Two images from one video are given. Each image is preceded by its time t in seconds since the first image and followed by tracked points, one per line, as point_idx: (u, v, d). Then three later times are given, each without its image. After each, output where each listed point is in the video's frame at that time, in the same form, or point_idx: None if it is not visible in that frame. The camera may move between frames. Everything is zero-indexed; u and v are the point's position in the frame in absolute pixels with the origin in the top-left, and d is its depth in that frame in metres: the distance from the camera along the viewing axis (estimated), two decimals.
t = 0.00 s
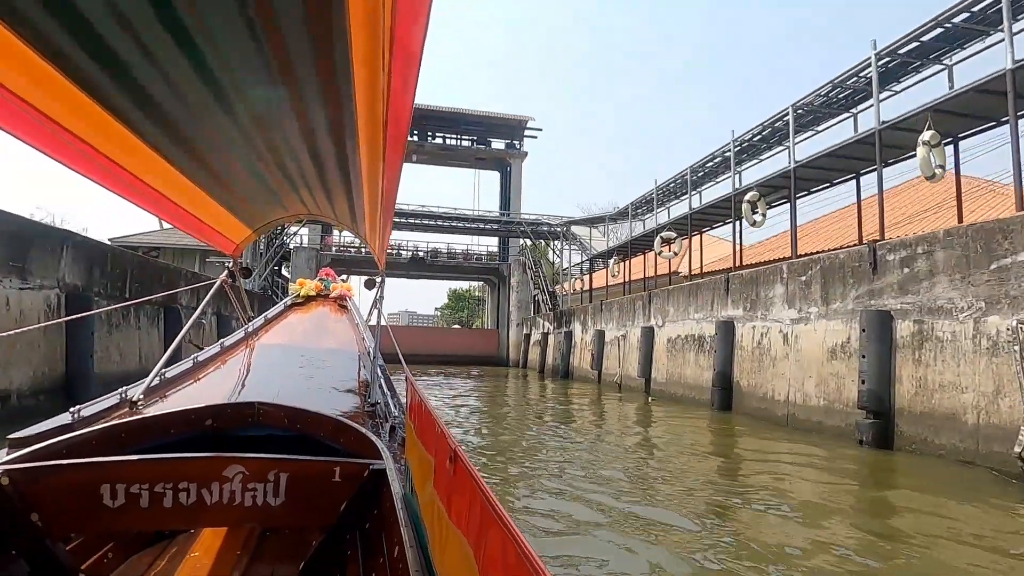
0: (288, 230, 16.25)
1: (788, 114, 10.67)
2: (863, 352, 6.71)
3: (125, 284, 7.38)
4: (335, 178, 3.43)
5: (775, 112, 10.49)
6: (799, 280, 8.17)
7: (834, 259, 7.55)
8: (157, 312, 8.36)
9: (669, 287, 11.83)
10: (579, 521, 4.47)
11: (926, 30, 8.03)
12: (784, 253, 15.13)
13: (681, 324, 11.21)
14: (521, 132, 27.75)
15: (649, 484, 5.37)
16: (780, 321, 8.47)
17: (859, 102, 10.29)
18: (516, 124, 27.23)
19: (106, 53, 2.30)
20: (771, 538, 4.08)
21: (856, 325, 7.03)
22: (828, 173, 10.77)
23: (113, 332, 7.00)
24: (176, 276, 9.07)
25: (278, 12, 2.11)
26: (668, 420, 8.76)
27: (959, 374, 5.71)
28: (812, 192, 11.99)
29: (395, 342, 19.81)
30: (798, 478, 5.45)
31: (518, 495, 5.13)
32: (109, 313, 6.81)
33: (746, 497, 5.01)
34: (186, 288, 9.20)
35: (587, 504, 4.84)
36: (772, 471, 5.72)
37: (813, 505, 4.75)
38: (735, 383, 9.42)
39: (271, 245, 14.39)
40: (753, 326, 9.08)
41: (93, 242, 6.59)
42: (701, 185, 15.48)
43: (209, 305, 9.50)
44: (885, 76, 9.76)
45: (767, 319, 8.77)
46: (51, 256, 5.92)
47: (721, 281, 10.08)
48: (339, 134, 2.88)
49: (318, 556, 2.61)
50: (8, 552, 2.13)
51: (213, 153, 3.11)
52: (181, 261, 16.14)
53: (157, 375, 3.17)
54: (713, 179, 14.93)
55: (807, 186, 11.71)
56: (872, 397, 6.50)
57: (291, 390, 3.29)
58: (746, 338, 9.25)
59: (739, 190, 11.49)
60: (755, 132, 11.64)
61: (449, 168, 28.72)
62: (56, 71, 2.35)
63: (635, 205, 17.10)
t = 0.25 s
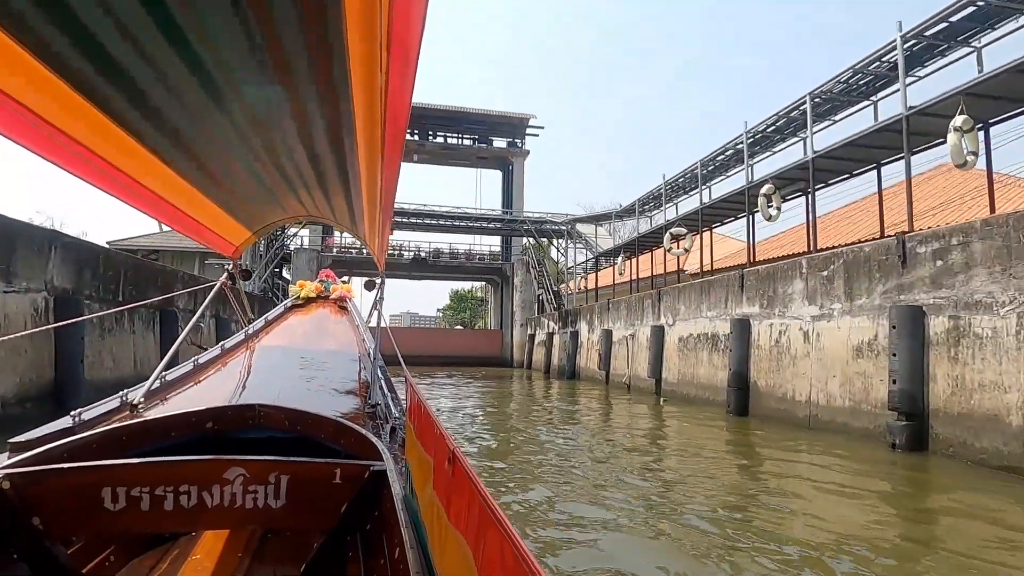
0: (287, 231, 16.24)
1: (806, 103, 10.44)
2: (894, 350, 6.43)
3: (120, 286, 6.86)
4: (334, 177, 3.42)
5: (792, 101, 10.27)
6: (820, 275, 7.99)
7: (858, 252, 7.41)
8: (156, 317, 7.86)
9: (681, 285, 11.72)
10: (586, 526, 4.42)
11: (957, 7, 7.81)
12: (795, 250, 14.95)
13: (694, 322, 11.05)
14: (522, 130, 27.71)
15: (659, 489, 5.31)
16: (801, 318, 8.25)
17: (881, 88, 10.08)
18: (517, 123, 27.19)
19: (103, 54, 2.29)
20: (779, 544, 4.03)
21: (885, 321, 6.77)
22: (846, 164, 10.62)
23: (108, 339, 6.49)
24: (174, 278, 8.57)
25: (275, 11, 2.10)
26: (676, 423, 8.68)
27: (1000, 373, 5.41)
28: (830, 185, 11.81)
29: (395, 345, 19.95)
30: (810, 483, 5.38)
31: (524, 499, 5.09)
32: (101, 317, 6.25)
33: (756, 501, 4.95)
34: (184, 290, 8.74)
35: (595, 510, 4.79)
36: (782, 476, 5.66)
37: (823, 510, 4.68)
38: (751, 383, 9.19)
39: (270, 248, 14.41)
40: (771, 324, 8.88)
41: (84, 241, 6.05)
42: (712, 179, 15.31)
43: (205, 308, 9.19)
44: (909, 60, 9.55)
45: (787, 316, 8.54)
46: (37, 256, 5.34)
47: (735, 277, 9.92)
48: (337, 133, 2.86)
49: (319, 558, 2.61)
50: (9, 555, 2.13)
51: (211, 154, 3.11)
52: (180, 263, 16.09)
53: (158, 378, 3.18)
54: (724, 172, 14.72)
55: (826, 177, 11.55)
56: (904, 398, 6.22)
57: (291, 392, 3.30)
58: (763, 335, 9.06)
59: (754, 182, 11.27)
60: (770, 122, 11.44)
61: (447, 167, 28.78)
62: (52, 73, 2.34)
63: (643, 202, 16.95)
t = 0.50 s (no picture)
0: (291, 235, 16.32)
1: (828, 90, 10.09)
2: (932, 349, 5.94)
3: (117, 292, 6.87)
4: (335, 179, 3.43)
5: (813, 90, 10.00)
6: (846, 270, 7.59)
7: (888, 246, 6.95)
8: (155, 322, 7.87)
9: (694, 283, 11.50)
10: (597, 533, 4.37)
11: None
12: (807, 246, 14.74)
13: (709, 322, 10.79)
14: (527, 130, 27.67)
15: (670, 496, 5.24)
16: (826, 316, 7.83)
17: (905, 76, 9.87)
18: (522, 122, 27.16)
19: (102, 58, 2.31)
20: (786, 550, 3.98)
21: (922, 317, 6.33)
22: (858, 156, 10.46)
23: (104, 345, 6.49)
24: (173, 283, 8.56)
25: (275, 13, 2.09)
26: (686, 425, 8.60)
27: None
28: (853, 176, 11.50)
29: (395, 347, 20.22)
30: (826, 488, 5.30)
31: (532, 504, 5.06)
32: (95, 323, 6.28)
33: (767, 507, 4.88)
34: (184, 295, 8.73)
35: (604, 517, 4.74)
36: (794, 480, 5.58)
37: (833, 517, 4.63)
38: (772, 384, 8.81)
39: (274, 251, 14.48)
40: (793, 323, 8.48)
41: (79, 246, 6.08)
42: (727, 173, 14.97)
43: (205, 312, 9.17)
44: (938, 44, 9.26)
45: (811, 315, 8.13)
46: (29, 260, 5.39)
47: (753, 274, 9.58)
48: (338, 134, 2.86)
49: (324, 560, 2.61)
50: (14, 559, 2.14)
51: (211, 156, 3.12)
52: (183, 267, 16.11)
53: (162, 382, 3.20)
54: (738, 167, 14.47)
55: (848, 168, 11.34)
56: (945, 400, 5.72)
57: (295, 395, 3.32)
58: (785, 335, 8.66)
59: (773, 175, 10.87)
60: (789, 111, 11.11)
61: (451, 168, 28.81)
62: (50, 78, 2.35)
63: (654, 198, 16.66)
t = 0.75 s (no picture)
0: (292, 235, 16.30)
1: (854, 77, 9.63)
2: (974, 349, 5.65)
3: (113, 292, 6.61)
4: (336, 180, 3.43)
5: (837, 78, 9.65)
6: (874, 267, 7.32)
7: (921, 241, 6.65)
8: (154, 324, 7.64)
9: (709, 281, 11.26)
10: (604, 539, 4.32)
11: None
12: (814, 243, 14.58)
13: (725, 322, 10.56)
14: (532, 128, 27.63)
15: (680, 500, 5.19)
16: (852, 315, 7.60)
17: (934, 62, 9.69)
18: (527, 120, 27.14)
19: (103, 59, 2.31)
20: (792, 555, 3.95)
21: (961, 316, 6.01)
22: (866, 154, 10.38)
23: (99, 349, 6.26)
24: (172, 282, 8.30)
25: (273, 13, 2.09)
26: (695, 427, 8.52)
27: None
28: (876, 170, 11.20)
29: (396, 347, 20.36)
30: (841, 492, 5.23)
31: (538, 508, 5.02)
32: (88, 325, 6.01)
33: (774, 510, 4.86)
34: (182, 294, 8.52)
35: (611, 521, 4.70)
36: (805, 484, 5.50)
37: (843, 519, 4.58)
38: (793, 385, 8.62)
39: (275, 251, 14.47)
40: (815, 323, 8.28)
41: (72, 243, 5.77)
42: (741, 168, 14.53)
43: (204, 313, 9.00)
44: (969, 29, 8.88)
45: (834, 315, 7.91)
46: (18, 259, 5.07)
47: (772, 271, 9.36)
48: (339, 135, 2.86)
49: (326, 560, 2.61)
50: (18, 561, 2.14)
51: (211, 157, 3.12)
52: (186, 268, 16.11)
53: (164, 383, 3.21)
54: (754, 161, 14.12)
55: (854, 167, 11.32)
56: (987, 404, 5.41)
57: (297, 396, 3.32)
58: (806, 335, 8.47)
59: (795, 167, 10.41)
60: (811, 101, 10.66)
61: (456, 167, 28.81)
62: (49, 78, 2.36)
63: (666, 193, 16.25)
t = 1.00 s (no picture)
0: (294, 228, 16.25)
1: (879, 64, 9.22)
2: (1019, 349, 5.11)
3: (104, 286, 6.46)
4: (338, 175, 3.43)
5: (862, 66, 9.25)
6: (903, 262, 6.73)
7: (957, 234, 6.05)
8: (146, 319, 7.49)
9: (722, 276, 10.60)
10: (608, 533, 4.33)
11: None
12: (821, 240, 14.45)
13: (739, 319, 9.97)
14: (536, 122, 27.53)
15: (685, 494, 5.19)
16: (879, 312, 7.03)
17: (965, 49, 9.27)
18: (532, 114, 27.05)
19: (108, 54, 2.30)
20: (791, 548, 3.99)
21: (1000, 314, 5.49)
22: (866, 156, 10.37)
23: (90, 345, 6.13)
24: (167, 275, 8.11)
25: (278, 9, 2.08)
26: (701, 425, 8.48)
27: None
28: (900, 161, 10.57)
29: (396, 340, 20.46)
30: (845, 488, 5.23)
31: (541, 503, 5.03)
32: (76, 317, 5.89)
33: (774, 503, 4.88)
34: (177, 282, 8.33)
35: (617, 514, 4.70)
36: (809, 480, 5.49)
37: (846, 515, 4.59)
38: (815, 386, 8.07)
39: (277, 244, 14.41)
40: (838, 320, 7.69)
41: (64, 235, 5.69)
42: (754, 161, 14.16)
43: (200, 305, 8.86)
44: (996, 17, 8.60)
45: (860, 312, 7.34)
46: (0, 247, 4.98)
47: (791, 266, 8.74)
48: (342, 130, 2.85)
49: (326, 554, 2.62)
50: (20, 552, 2.11)
51: (215, 152, 3.11)
52: (188, 262, 16.17)
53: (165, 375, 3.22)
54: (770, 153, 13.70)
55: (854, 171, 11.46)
56: None
57: (298, 390, 3.33)
58: (828, 332, 7.89)
59: (814, 159, 10.02)
60: (832, 90, 10.25)
61: (460, 161, 28.81)
62: (55, 72, 2.35)
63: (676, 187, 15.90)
